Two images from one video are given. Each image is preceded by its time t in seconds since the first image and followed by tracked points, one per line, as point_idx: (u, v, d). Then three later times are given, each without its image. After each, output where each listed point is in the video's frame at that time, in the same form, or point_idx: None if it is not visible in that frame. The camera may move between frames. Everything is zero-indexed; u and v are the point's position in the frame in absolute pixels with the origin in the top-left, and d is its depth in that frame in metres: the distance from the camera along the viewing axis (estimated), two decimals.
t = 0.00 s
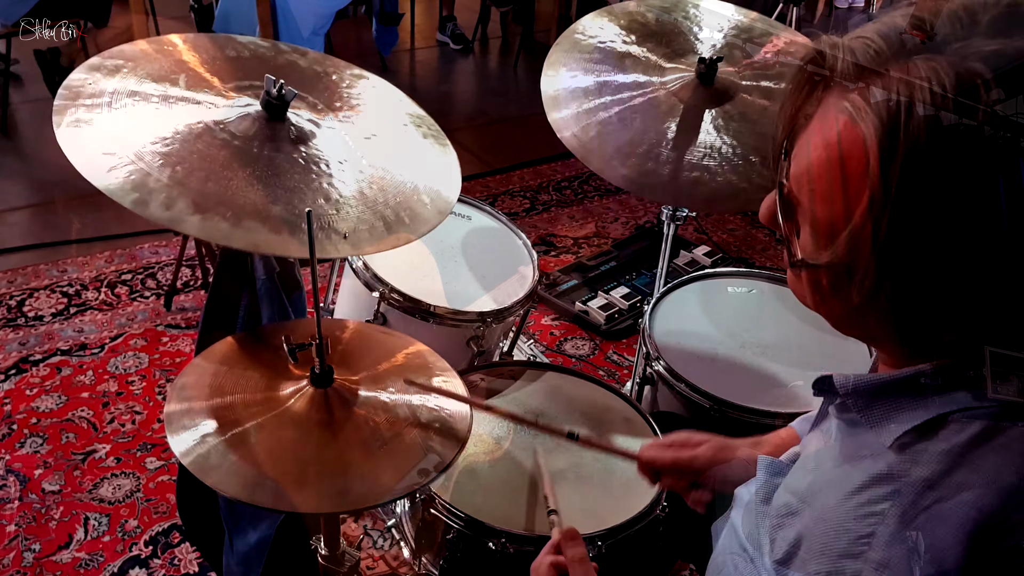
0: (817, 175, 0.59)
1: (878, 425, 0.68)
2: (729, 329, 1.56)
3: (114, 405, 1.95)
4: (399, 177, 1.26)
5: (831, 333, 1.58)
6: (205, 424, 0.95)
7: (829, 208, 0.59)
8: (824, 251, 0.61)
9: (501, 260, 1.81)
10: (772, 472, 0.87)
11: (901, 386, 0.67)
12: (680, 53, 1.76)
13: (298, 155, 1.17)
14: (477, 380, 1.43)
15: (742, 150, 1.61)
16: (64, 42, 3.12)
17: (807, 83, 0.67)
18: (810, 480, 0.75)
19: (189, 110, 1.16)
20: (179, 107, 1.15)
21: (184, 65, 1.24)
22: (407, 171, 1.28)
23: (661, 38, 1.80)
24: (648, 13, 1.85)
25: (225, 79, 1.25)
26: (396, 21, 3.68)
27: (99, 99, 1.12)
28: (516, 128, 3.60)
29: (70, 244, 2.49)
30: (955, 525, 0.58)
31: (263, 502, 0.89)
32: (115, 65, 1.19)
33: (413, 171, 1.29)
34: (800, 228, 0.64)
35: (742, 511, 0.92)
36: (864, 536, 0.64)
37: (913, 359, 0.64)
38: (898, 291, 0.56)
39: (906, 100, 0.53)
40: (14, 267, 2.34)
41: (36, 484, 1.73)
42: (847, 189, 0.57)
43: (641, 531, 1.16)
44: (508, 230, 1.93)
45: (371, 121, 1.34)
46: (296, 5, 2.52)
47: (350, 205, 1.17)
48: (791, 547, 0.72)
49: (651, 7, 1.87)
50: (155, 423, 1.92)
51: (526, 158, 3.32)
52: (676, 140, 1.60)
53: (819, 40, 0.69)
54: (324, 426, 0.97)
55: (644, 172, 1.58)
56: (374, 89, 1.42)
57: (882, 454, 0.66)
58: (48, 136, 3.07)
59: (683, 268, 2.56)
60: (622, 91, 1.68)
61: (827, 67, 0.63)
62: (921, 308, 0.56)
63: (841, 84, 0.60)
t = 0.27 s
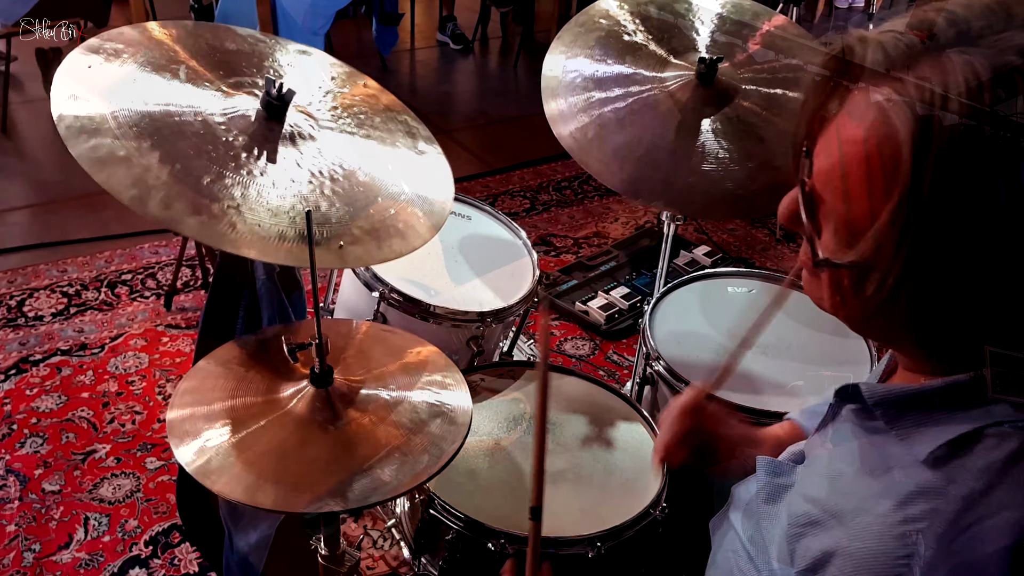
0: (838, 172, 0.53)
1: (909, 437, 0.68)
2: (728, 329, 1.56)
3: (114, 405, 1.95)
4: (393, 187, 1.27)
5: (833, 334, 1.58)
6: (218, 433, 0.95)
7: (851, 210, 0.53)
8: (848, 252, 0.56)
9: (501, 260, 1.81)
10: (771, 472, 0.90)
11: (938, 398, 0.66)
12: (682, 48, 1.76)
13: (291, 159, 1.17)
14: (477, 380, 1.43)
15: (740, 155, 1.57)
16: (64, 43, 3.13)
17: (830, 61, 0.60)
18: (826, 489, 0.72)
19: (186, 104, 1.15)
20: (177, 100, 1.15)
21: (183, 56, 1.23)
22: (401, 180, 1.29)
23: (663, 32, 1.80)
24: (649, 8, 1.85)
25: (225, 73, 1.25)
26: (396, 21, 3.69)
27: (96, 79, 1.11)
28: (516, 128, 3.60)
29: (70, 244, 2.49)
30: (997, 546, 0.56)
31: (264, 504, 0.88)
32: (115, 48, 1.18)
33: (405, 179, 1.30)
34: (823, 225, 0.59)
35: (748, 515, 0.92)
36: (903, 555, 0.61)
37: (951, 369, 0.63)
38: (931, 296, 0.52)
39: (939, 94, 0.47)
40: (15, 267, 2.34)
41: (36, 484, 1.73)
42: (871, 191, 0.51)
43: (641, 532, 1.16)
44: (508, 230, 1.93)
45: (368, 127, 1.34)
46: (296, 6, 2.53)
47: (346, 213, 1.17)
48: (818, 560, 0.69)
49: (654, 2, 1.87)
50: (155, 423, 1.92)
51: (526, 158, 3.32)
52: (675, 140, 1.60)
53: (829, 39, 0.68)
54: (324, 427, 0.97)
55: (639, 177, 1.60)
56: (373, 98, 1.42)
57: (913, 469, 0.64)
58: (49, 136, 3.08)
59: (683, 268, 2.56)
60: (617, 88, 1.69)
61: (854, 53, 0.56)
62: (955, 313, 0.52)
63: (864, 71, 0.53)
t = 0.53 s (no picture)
0: (813, 192, 0.55)
1: (903, 435, 0.68)
2: (728, 328, 1.56)
3: (114, 405, 1.95)
4: (393, 190, 1.28)
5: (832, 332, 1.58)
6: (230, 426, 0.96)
7: (829, 227, 0.55)
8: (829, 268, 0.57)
9: (502, 260, 1.81)
10: (776, 477, 0.89)
11: (923, 397, 0.67)
12: (680, 52, 1.76)
13: (293, 161, 1.18)
14: (477, 380, 1.43)
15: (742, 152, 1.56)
16: (64, 43, 3.13)
17: (793, 90, 0.62)
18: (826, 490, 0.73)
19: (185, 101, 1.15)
20: (175, 96, 1.15)
21: (180, 52, 1.23)
22: (399, 184, 1.30)
23: (662, 36, 1.80)
24: (648, 11, 1.85)
25: (221, 68, 1.24)
26: (396, 21, 3.68)
27: (96, 70, 1.10)
28: (516, 127, 3.60)
29: (70, 244, 2.48)
30: (991, 542, 0.57)
31: (268, 505, 0.88)
32: (115, 40, 1.17)
33: (401, 187, 1.30)
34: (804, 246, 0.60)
35: (751, 517, 0.92)
36: (899, 554, 0.62)
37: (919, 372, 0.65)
38: (914, 303, 0.53)
39: (901, 106, 0.49)
40: (15, 267, 2.34)
41: (36, 484, 1.73)
42: (847, 206, 0.53)
43: (642, 532, 1.16)
44: (507, 230, 1.93)
45: (364, 131, 1.34)
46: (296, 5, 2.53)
47: (348, 214, 1.18)
48: (816, 560, 0.70)
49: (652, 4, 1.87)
50: (155, 423, 1.92)
51: (526, 158, 3.32)
52: (676, 139, 1.60)
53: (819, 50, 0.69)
54: (323, 425, 0.97)
55: (642, 172, 1.59)
56: (371, 104, 1.43)
57: (909, 468, 0.65)
58: (49, 136, 3.08)
59: (683, 268, 2.55)
60: (622, 91, 1.69)
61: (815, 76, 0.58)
62: (940, 318, 0.53)
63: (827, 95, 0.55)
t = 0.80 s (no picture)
0: (827, 178, 0.59)
1: (894, 423, 0.67)
2: (728, 329, 1.56)
3: (114, 405, 1.95)
4: (396, 185, 1.28)
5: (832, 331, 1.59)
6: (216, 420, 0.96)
7: (841, 212, 0.59)
8: (838, 255, 0.61)
9: (502, 260, 1.81)
10: (776, 477, 0.90)
11: (918, 385, 0.66)
12: (680, 51, 1.77)
13: (292, 159, 1.17)
14: (477, 380, 1.43)
15: (741, 151, 1.61)
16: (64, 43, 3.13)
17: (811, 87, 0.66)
18: (819, 482, 0.74)
19: (188, 106, 1.15)
20: (177, 101, 1.15)
21: (181, 58, 1.23)
22: (402, 179, 1.29)
23: (663, 36, 1.80)
24: (649, 11, 1.84)
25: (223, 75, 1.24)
26: (396, 21, 3.69)
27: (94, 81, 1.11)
28: (516, 127, 3.60)
29: (70, 244, 2.48)
30: (976, 527, 0.56)
31: (265, 502, 0.88)
32: (112, 50, 1.18)
33: (405, 182, 1.30)
34: (816, 234, 0.64)
35: (750, 517, 0.93)
36: (886, 538, 0.62)
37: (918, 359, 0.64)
38: (913, 291, 0.56)
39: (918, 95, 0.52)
40: (14, 267, 2.34)
41: (36, 484, 1.73)
42: (863, 190, 0.56)
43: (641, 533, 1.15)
44: (508, 230, 1.93)
45: (367, 127, 1.34)
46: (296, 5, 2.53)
47: (353, 209, 1.18)
48: (810, 550, 0.70)
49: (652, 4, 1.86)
50: (155, 423, 1.92)
51: (526, 158, 3.32)
52: (676, 140, 1.60)
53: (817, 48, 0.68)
54: (323, 426, 0.97)
55: (643, 172, 1.58)
56: (371, 100, 1.42)
57: (899, 455, 0.66)
58: (48, 136, 3.08)
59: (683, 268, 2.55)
60: (622, 90, 1.68)
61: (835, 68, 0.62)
62: (936, 306, 0.56)
63: (851, 87, 0.59)
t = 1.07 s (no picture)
0: (854, 157, 0.59)
1: (886, 405, 0.69)
2: (728, 330, 1.56)
3: (114, 405, 1.95)
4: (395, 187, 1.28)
5: (830, 332, 1.59)
6: (228, 436, 0.95)
7: (867, 193, 0.59)
8: (861, 233, 0.61)
9: (502, 260, 1.81)
10: (764, 469, 0.92)
11: (912, 366, 0.67)
12: (681, 50, 1.77)
13: (293, 160, 1.17)
14: (477, 380, 1.43)
15: (740, 152, 1.61)
16: (64, 44, 3.14)
17: (841, 56, 0.64)
18: (811, 469, 0.76)
19: (187, 104, 1.15)
20: (177, 99, 1.15)
21: (180, 56, 1.23)
22: (400, 181, 1.29)
23: (663, 34, 1.80)
24: (649, 10, 1.84)
25: (223, 74, 1.24)
26: (396, 22, 3.69)
27: (94, 78, 1.10)
28: (516, 128, 3.60)
29: (70, 244, 2.48)
30: (965, 505, 0.57)
31: (268, 502, 0.88)
32: (112, 46, 1.17)
33: (405, 185, 1.30)
34: (835, 212, 0.63)
35: (742, 512, 0.94)
36: (875, 518, 0.62)
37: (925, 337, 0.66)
38: (933, 272, 0.57)
39: (968, 77, 0.52)
40: (14, 267, 2.34)
41: (36, 484, 1.73)
42: (895, 169, 0.56)
43: (642, 533, 1.15)
44: (507, 230, 1.93)
45: (366, 128, 1.34)
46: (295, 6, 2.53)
47: (353, 211, 1.18)
48: (800, 536, 0.71)
49: (652, 4, 1.86)
50: (155, 423, 1.92)
51: (527, 158, 3.32)
52: (677, 139, 1.60)
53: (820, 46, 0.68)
54: (324, 425, 0.97)
55: (642, 173, 1.58)
56: (371, 103, 1.42)
57: (890, 438, 0.67)
58: (48, 137, 3.08)
59: (683, 268, 2.55)
60: (621, 89, 1.68)
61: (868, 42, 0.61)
62: (950, 289, 0.57)
63: (888, 62, 0.58)
